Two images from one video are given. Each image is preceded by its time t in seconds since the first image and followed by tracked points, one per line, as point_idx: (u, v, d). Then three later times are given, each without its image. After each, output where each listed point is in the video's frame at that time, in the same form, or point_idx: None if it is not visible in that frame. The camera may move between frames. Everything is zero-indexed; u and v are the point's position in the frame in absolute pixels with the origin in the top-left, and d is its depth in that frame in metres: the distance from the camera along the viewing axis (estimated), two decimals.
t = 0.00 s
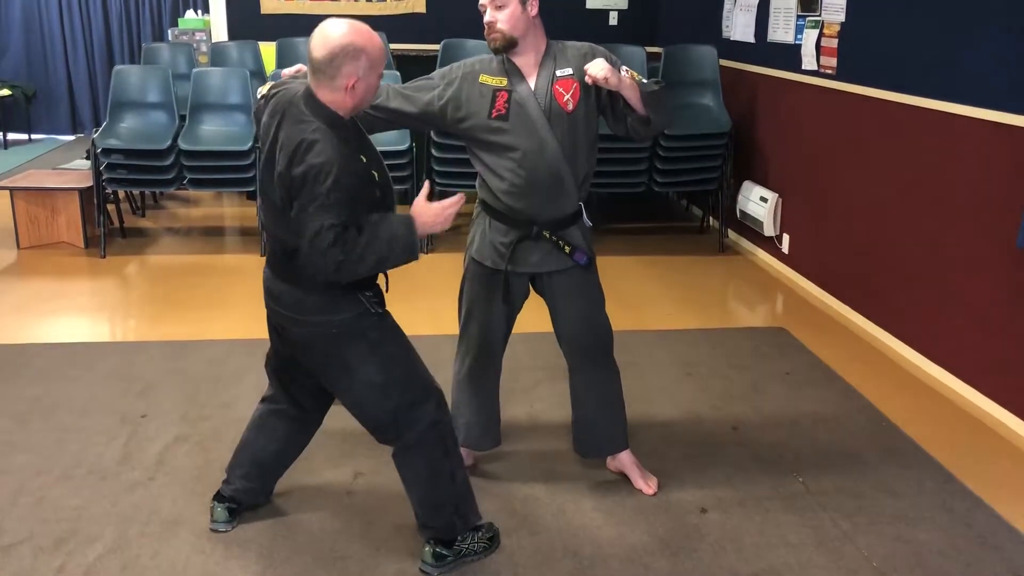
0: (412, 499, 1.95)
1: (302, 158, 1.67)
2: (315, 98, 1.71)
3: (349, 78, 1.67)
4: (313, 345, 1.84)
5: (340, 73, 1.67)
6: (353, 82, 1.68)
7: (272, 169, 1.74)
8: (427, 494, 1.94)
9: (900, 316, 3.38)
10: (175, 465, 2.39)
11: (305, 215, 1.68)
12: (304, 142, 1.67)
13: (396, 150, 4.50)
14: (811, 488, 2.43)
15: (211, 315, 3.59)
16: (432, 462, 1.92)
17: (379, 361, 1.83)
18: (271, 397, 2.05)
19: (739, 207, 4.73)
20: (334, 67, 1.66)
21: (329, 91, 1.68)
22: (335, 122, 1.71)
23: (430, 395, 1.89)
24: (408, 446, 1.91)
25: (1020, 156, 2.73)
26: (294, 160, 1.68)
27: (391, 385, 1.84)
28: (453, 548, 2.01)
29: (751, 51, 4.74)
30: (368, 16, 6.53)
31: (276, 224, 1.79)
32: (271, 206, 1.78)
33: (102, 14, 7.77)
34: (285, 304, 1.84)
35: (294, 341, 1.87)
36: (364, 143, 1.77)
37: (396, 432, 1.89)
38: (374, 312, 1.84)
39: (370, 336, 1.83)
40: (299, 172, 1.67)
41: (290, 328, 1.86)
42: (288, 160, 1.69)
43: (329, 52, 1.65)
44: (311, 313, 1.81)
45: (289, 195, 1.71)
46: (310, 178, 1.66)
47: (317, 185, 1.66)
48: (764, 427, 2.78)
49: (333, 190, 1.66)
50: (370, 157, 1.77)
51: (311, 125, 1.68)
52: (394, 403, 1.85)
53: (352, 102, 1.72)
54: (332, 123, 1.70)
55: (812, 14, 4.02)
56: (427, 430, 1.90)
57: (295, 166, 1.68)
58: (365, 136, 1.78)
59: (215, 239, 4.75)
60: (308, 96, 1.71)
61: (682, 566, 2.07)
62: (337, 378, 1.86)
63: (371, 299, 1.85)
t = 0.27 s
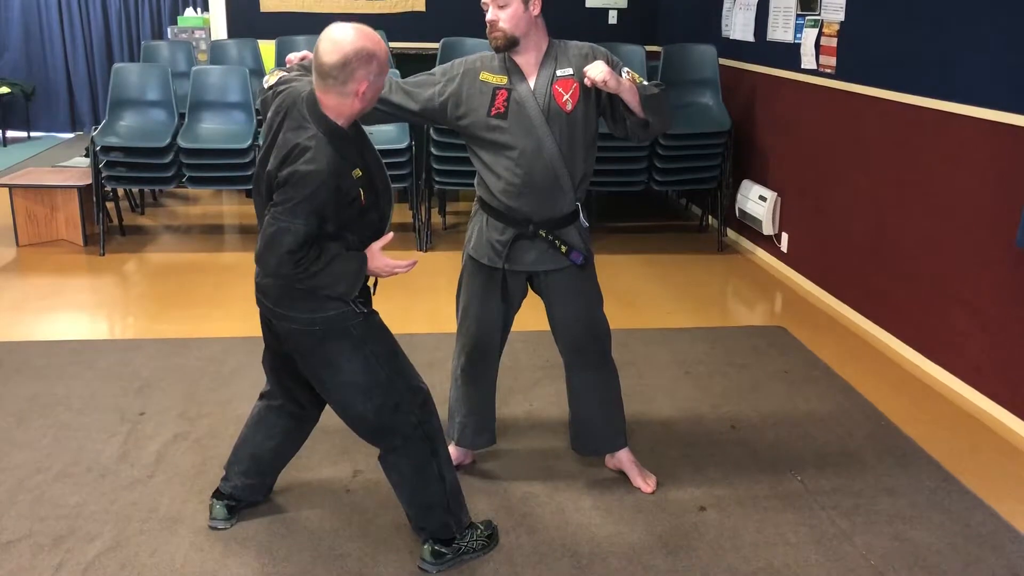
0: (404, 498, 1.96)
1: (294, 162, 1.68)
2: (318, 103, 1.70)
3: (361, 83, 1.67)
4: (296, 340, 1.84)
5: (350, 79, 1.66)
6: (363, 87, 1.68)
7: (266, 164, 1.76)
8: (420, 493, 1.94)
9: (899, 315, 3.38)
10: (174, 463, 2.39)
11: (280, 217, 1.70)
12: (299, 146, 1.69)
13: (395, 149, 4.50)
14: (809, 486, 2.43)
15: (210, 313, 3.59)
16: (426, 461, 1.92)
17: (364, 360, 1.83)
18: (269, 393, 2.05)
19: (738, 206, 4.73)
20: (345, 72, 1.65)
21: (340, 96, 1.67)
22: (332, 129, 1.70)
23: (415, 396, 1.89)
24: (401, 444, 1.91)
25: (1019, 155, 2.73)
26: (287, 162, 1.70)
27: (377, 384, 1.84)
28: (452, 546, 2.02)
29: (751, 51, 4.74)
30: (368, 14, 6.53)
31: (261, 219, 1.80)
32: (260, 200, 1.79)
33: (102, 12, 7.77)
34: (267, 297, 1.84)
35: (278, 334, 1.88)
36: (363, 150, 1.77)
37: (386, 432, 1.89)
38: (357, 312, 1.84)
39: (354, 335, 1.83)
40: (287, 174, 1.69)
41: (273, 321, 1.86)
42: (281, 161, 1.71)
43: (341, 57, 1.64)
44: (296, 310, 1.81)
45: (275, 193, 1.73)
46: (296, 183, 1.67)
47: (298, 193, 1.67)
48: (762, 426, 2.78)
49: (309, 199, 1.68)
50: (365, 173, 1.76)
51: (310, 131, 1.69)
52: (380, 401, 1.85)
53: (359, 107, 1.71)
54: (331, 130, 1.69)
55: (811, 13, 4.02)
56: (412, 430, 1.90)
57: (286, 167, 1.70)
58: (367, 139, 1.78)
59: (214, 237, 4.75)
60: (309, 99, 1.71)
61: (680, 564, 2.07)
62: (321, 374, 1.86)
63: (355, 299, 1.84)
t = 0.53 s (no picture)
0: (404, 498, 1.96)
1: (321, 173, 1.67)
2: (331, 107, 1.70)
3: (378, 91, 1.70)
4: (308, 346, 1.83)
5: (368, 86, 1.68)
6: (377, 94, 1.70)
7: (279, 178, 1.72)
8: (420, 495, 1.95)
9: (899, 319, 3.38)
10: (174, 465, 2.39)
11: (319, 229, 1.69)
12: (322, 157, 1.67)
13: (396, 151, 4.50)
14: (809, 490, 2.43)
15: (211, 315, 3.59)
16: (426, 463, 1.93)
17: (376, 363, 1.84)
18: (265, 396, 2.04)
19: (738, 210, 4.73)
20: (365, 79, 1.67)
21: (358, 102, 1.68)
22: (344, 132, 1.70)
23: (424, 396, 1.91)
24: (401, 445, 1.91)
25: (1018, 159, 2.73)
26: (312, 175, 1.68)
27: (388, 387, 1.85)
28: (451, 548, 2.01)
29: (751, 55, 4.75)
30: (369, 17, 6.53)
31: (276, 234, 1.76)
32: (273, 215, 1.75)
33: (103, 14, 7.78)
34: (278, 306, 1.82)
35: (286, 343, 1.85)
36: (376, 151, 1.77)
37: (388, 433, 1.89)
38: (369, 315, 1.85)
39: (367, 338, 1.84)
40: (316, 185, 1.67)
41: (282, 330, 1.83)
42: (303, 174, 1.69)
43: (358, 66, 1.65)
44: (311, 317, 1.80)
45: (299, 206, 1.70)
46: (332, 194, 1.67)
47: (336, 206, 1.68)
48: (762, 430, 2.78)
49: (344, 206, 1.68)
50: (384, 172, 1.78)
51: (329, 139, 1.69)
52: (390, 403, 1.86)
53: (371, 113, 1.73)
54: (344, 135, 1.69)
55: (811, 17, 4.02)
56: (421, 432, 1.91)
57: (313, 179, 1.68)
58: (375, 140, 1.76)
59: (214, 239, 4.76)
60: (324, 102, 1.70)
61: (679, 567, 2.07)
62: (331, 377, 1.86)
63: (368, 301, 1.86)
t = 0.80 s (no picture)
0: (408, 506, 1.98)
1: (374, 160, 1.67)
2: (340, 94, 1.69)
3: (386, 77, 1.71)
4: (343, 352, 1.86)
5: (377, 72, 1.70)
6: (385, 78, 1.72)
7: (318, 186, 1.70)
8: (426, 503, 1.96)
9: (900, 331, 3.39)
10: (178, 475, 2.40)
11: (415, 196, 1.69)
12: (366, 147, 1.67)
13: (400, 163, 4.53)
14: (811, 502, 2.44)
15: (215, 326, 3.60)
16: (434, 469, 1.95)
17: (405, 363, 1.90)
18: (262, 409, 2.04)
19: (740, 222, 4.75)
20: (372, 66, 1.69)
21: (368, 89, 1.70)
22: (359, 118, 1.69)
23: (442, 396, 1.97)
24: (407, 450, 1.94)
25: (1018, 172, 2.75)
26: (363, 167, 1.67)
27: (411, 388, 1.91)
28: (453, 558, 2.02)
29: (754, 68, 4.77)
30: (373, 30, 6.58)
31: (357, 227, 1.74)
32: (318, 223, 1.73)
33: (109, 26, 7.84)
34: (321, 315, 1.82)
35: (321, 352, 1.87)
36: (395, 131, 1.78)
37: (401, 436, 1.93)
38: (396, 315, 1.92)
39: (396, 338, 1.91)
40: (373, 174, 1.67)
41: (321, 340, 1.84)
42: (352, 169, 1.68)
43: (367, 51, 1.68)
44: (357, 319, 1.83)
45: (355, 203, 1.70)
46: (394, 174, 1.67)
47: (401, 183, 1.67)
48: (764, 442, 2.78)
49: (421, 165, 1.70)
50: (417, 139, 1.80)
51: (363, 127, 1.68)
52: (415, 403, 1.91)
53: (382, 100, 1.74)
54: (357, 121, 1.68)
55: (813, 31, 4.05)
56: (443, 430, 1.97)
57: (365, 171, 1.67)
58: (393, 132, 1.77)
59: (219, 250, 4.78)
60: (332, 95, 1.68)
61: None
62: (359, 381, 1.90)
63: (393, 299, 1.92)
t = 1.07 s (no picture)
0: (414, 520, 1.96)
1: (394, 146, 1.71)
2: (339, 95, 1.73)
3: (375, 74, 1.73)
4: (365, 360, 1.85)
5: (366, 70, 1.72)
6: (377, 75, 1.74)
7: (339, 187, 1.72)
8: (433, 517, 1.94)
9: (904, 348, 3.38)
10: (180, 490, 2.38)
11: (441, 161, 1.74)
12: (384, 137, 1.71)
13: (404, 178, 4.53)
14: (816, 520, 2.41)
15: (218, 340, 3.60)
16: (444, 482, 1.94)
17: (422, 371, 1.90)
18: (266, 429, 2.01)
19: (745, 238, 4.74)
20: (361, 63, 1.72)
21: (359, 89, 1.72)
22: (364, 109, 1.73)
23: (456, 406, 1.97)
24: (417, 464, 1.92)
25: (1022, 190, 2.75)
26: (385, 155, 1.71)
27: (426, 398, 1.90)
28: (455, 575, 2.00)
29: (758, 85, 4.79)
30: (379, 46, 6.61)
31: (385, 220, 1.75)
32: (343, 227, 1.74)
33: (116, 41, 7.89)
34: (347, 322, 1.81)
35: (345, 362, 1.85)
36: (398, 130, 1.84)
37: (412, 449, 1.91)
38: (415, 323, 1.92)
39: (416, 346, 1.90)
40: (396, 160, 1.71)
41: (346, 348, 1.82)
42: (373, 160, 1.71)
43: (355, 48, 1.72)
44: (380, 322, 1.82)
45: (380, 195, 1.72)
46: (418, 154, 1.72)
47: (426, 160, 1.73)
48: (768, 459, 2.76)
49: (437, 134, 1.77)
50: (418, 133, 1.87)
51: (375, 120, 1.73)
52: (430, 413, 1.90)
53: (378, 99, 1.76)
54: (362, 111, 1.73)
55: (817, 48, 4.07)
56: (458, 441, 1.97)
57: (386, 160, 1.71)
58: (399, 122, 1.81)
59: (222, 264, 4.78)
60: (333, 97, 1.73)
61: None
62: (375, 391, 1.88)
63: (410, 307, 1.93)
